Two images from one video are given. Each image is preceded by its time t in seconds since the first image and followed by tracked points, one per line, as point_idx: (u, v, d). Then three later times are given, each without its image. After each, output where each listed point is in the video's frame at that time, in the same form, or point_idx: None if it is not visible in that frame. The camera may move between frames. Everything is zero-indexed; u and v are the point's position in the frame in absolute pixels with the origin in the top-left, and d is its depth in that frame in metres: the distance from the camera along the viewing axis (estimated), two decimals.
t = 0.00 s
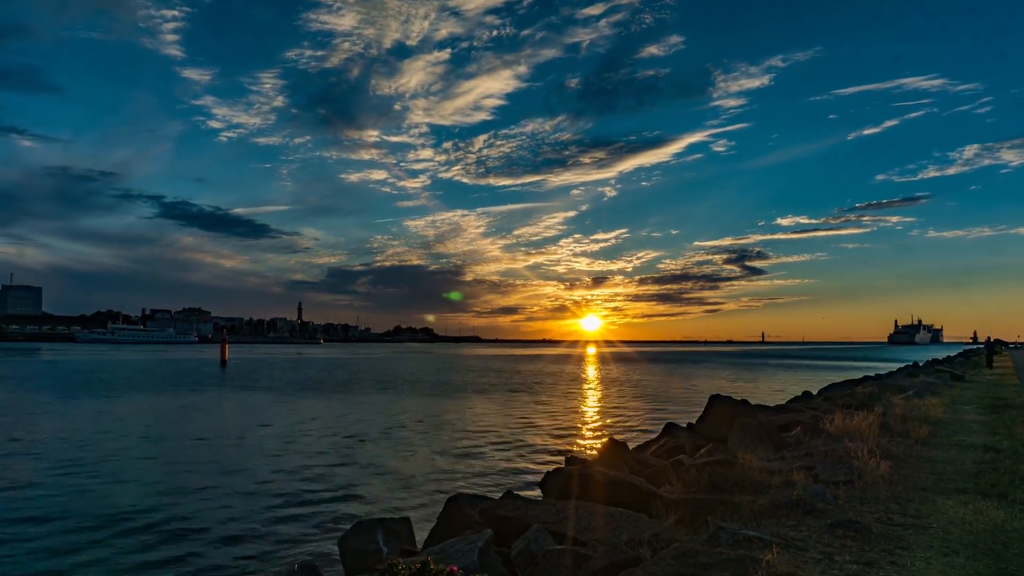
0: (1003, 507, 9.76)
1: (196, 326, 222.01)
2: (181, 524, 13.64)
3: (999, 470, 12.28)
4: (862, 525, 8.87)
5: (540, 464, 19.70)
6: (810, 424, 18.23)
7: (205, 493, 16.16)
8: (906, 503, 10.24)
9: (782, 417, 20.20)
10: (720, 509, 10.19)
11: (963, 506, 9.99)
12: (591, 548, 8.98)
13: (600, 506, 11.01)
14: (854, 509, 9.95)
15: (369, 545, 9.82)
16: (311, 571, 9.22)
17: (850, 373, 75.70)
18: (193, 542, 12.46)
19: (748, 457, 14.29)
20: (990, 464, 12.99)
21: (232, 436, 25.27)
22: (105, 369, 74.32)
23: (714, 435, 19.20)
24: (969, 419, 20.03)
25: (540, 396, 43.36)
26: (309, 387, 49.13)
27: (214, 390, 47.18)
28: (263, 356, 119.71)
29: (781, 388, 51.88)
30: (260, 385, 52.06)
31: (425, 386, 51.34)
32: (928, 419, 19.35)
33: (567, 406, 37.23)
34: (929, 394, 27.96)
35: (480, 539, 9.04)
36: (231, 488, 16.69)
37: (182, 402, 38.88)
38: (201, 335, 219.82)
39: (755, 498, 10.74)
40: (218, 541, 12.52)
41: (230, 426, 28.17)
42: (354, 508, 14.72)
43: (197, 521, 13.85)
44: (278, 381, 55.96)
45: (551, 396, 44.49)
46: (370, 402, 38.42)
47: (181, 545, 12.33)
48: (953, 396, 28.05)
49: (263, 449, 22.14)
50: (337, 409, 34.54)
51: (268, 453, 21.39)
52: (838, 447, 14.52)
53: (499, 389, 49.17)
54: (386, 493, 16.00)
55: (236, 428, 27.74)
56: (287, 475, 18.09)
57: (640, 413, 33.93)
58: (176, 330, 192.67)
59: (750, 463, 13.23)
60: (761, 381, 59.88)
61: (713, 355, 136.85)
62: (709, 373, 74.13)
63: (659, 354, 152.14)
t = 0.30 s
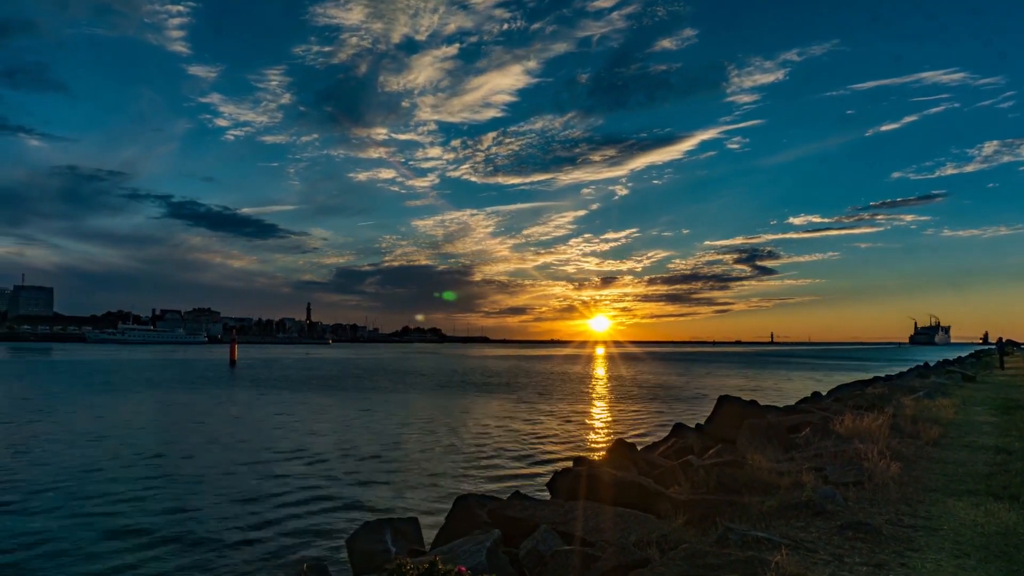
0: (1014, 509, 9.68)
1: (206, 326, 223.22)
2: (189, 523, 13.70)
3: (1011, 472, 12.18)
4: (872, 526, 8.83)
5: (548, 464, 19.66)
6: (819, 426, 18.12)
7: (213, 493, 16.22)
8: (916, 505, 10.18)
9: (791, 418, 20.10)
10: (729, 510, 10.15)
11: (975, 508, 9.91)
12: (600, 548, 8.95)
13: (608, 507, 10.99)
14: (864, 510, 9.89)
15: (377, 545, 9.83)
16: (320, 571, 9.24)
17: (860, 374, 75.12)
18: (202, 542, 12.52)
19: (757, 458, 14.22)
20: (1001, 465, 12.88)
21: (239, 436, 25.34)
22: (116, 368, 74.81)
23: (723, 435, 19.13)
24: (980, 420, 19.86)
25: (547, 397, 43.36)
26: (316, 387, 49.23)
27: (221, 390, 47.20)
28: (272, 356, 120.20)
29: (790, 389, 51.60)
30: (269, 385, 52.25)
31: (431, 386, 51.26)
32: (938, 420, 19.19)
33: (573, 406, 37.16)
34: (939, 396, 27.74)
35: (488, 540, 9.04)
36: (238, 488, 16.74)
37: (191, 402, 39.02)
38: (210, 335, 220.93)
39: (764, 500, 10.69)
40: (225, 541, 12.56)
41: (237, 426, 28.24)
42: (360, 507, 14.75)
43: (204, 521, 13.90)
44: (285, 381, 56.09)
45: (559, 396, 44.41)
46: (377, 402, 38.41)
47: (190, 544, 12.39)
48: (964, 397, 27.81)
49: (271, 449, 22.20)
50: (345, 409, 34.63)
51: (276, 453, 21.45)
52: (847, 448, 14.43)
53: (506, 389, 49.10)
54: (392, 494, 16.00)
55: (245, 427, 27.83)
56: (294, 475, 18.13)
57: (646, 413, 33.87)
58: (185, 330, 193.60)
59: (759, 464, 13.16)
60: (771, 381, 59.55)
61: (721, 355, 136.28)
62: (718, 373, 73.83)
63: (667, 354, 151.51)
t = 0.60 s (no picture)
0: None
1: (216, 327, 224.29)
2: (199, 523, 13.78)
3: None
4: (883, 528, 8.78)
5: (557, 464, 19.63)
6: (829, 427, 18.01)
7: (222, 493, 16.30)
8: (928, 507, 10.10)
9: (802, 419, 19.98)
10: (739, 511, 10.12)
11: (988, 510, 9.83)
12: (609, 549, 8.95)
13: (618, 508, 10.97)
14: (875, 512, 9.84)
15: (387, 545, 9.86)
16: (329, 571, 9.26)
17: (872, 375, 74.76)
18: (211, 541, 12.59)
19: (768, 460, 14.17)
20: (1014, 467, 12.77)
21: (249, 436, 25.45)
22: (127, 369, 75.28)
23: (733, 436, 19.04)
24: (994, 421, 19.67)
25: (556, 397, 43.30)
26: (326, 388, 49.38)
27: (231, 390, 47.36)
28: (283, 356, 120.36)
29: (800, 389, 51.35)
30: (279, 384, 52.47)
31: (440, 387, 51.28)
32: (951, 422, 19.03)
33: (583, 407, 37.08)
34: (952, 397, 27.54)
35: (497, 540, 9.05)
36: (247, 488, 16.81)
37: (201, 402, 39.18)
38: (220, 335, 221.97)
39: (775, 501, 10.64)
40: (234, 541, 12.63)
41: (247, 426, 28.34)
42: (368, 507, 14.78)
43: (214, 520, 13.97)
44: (294, 381, 56.24)
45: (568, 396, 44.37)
46: (386, 402, 38.49)
47: (200, 544, 12.46)
48: (977, 398, 27.58)
49: (280, 449, 22.29)
50: (355, 409, 34.70)
51: (286, 453, 21.54)
52: (859, 450, 14.34)
53: (515, 389, 49.06)
54: (400, 494, 16.03)
55: (255, 427, 27.94)
56: (303, 475, 18.20)
57: (657, 414, 33.79)
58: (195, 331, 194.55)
59: (769, 465, 13.10)
60: (782, 382, 59.26)
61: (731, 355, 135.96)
62: (728, 374, 73.47)
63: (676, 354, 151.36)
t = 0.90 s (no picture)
0: None
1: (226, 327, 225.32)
2: (207, 522, 13.83)
3: None
4: (893, 530, 8.71)
5: (564, 465, 19.62)
6: (839, 428, 17.91)
7: (231, 492, 16.36)
8: (939, 508, 10.02)
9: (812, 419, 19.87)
10: (748, 512, 10.07)
11: (1000, 512, 9.74)
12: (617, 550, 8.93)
13: (626, 508, 10.93)
14: (885, 514, 9.77)
15: (395, 545, 9.88)
16: (337, 571, 9.26)
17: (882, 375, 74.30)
18: (219, 541, 12.63)
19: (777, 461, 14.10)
20: None
21: (258, 435, 25.55)
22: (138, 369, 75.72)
23: (742, 437, 18.96)
24: (1006, 423, 19.50)
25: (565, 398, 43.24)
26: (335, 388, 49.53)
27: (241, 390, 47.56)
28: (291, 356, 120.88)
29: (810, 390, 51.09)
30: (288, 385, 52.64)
31: (448, 387, 51.32)
32: (962, 423, 18.87)
33: (591, 407, 37.04)
34: (964, 398, 27.34)
35: (505, 540, 9.06)
36: (256, 487, 16.86)
37: (211, 402, 39.34)
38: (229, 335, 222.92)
39: (784, 502, 10.59)
40: (243, 540, 12.67)
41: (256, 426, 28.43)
42: (376, 508, 14.80)
43: (223, 520, 14.02)
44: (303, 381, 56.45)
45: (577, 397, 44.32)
46: (394, 402, 38.57)
47: (208, 543, 12.50)
48: (989, 400, 27.36)
49: (289, 449, 22.35)
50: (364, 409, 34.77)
51: (294, 453, 21.59)
52: (869, 451, 14.25)
53: (523, 390, 49.05)
54: (408, 494, 16.04)
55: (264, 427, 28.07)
56: (311, 474, 18.24)
57: (665, 415, 33.69)
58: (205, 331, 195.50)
59: (778, 466, 13.03)
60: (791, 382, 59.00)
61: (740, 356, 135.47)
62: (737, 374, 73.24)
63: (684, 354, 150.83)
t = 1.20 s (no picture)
0: None
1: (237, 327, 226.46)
2: (219, 521, 13.93)
3: None
4: (905, 532, 8.67)
5: (574, 465, 19.64)
6: (851, 429, 17.81)
7: (242, 492, 16.47)
8: (951, 510, 9.95)
9: (823, 420, 19.74)
10: (758, 513, 10.04)
11: (1013, 514, 9.66)
12: (626, 551, 8.92)
13: (636, 509, 10.92)
14: (897, 515, 9.72)
15: (405, 545, 9.91)
16: (347, 570, 9.30)
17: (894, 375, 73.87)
18: (230, 540, 12.74)
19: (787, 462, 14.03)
20: None
21: (269, 435, 25.68)
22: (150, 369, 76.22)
23: (752, 438, 18.88)
24: (1020, 424, 19.32)
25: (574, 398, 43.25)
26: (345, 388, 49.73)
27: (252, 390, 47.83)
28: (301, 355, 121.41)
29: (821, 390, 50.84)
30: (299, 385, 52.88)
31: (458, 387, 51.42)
32: (975, 424, 18.73)
33: (601, 408, 37.02)
34: (977, 399, 27.12)
35: (514, 540, 9.07)
36: (266, 487, 16.96)
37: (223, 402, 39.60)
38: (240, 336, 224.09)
39: (795, 503, 10.55)
40: (254, 539, 12.75)
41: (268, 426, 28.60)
42: (387, 508, 14.86)
43: (235, 519, 14.12)
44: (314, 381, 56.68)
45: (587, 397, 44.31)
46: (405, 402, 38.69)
47: (220, 542, 12.60)
48: (1004, 401, 27.14)
49: (300, 449, 22.47)
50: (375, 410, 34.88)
51: (305, 453, 21.70)
52: (881, 452, 14.16)
53: (532, 390, 49.06)
54: (418, 494, 16.10)
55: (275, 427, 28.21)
56: (322, 474, 18.32)
57: (675, 415, 33.68)
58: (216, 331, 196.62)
59: (788, 467, 12.98)
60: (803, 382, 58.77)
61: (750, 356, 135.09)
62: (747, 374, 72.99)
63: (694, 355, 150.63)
